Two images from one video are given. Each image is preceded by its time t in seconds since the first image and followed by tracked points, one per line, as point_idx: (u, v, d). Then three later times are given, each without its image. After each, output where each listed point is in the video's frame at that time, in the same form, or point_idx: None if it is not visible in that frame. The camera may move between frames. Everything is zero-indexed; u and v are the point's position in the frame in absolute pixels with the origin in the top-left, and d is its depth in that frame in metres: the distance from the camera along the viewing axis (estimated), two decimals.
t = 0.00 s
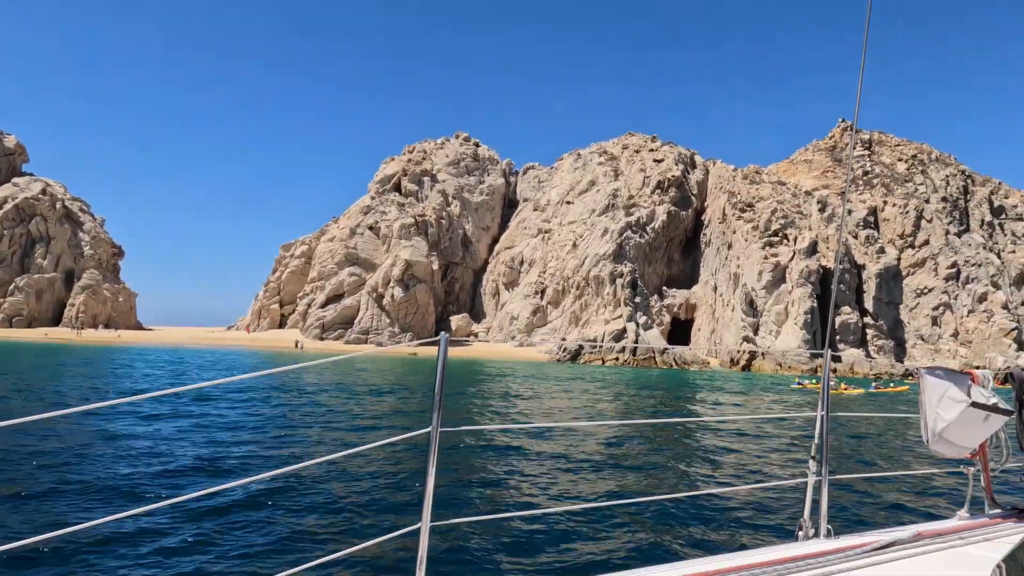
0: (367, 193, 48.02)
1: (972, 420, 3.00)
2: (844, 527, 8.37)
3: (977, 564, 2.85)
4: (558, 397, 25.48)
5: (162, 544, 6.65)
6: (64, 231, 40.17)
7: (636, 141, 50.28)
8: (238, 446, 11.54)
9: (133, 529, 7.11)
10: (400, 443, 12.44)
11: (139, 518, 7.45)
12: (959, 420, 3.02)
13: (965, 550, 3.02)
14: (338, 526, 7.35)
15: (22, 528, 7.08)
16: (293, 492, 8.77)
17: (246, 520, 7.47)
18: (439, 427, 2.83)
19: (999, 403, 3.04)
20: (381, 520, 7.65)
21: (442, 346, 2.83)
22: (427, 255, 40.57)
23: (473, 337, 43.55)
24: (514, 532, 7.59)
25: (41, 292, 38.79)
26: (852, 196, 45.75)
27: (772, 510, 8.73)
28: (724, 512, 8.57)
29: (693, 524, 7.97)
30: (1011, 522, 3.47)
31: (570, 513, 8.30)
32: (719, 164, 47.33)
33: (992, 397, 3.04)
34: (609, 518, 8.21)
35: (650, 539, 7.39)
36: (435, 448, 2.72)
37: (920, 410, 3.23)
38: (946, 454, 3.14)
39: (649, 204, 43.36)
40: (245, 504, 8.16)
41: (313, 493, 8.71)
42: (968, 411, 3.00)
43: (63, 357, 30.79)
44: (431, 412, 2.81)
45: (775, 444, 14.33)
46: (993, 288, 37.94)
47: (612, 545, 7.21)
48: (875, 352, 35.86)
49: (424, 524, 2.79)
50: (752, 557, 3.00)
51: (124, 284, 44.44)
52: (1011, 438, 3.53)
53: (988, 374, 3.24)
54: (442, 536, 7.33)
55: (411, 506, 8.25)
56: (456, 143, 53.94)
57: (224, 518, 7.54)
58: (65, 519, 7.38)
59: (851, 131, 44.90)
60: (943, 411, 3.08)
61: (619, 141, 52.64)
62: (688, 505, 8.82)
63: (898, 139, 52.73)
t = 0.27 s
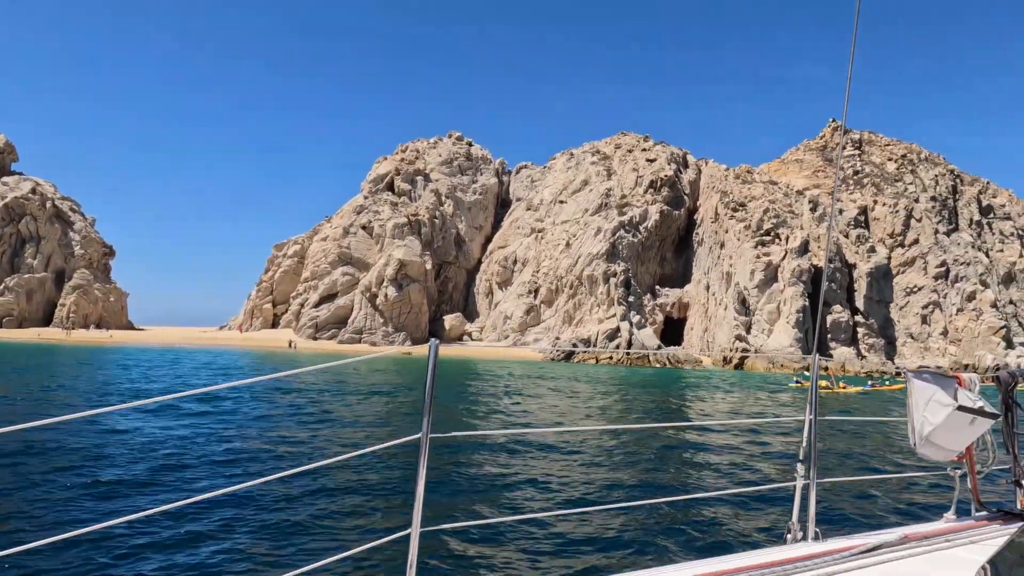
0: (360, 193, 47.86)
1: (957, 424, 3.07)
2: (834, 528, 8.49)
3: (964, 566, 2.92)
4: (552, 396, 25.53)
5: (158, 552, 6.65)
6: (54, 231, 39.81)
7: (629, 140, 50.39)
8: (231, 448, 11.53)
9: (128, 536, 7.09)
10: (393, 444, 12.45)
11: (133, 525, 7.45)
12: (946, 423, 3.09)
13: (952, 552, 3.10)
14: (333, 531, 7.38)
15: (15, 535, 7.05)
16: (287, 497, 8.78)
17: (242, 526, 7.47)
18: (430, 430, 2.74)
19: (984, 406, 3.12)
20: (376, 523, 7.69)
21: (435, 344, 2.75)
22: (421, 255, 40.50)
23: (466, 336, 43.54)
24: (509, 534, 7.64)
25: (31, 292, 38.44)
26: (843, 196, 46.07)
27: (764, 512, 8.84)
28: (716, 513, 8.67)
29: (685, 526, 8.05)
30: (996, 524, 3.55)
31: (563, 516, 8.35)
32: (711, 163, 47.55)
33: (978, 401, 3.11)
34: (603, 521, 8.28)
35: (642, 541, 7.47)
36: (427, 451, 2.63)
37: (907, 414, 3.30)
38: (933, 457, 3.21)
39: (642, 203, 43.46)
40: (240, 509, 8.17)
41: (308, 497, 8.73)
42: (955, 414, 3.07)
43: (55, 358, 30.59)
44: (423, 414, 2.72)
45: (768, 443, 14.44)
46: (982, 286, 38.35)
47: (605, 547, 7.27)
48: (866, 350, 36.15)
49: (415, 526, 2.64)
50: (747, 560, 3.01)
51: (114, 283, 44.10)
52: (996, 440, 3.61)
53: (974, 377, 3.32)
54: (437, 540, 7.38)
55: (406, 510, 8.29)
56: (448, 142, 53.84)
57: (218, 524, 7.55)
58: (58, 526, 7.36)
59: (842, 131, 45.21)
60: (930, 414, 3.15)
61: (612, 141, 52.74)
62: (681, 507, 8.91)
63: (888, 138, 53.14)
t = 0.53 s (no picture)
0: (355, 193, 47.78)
1: (948, 429, 3.13)
2: (827, 532, 8.58)
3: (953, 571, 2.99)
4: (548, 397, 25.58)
5: (156, 555, 6.64)
6: (47, 231, 39.60)
7: (624, 141, 50.54)
8: (226, 452, 11.49)
9: (125, 540, 7.08)
10: (388, 447, 12.46)
11: (129, 529, 7.43)
12: (936, 428, 3.16)
13: (941, 558, 3.16)
14: (330, 535, 7.39)
15: (11, 540, 7.03)
16: (284, 501, 8.78)
17: (239, 529, 7.48)
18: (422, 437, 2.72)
19: (974, 412, 3.18)
20: (373, 527, 7.71)
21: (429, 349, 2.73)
22: (416, 255, 40.50)
23: (462, 337, 43.55)
24: (505, 538, 7.67)
25: (24, 293, 38.23)
26: (836, 196, 46.37)
27: (759, 515, 8.93)
28: (711, 516, 8.74)
29: (681, 530, 8.11)
30: (984, 529, 3.62)
31: (559, 519, 8.40)
32: (705, 164, 47.76)
33: (968, 406, 3.18)
34: (599, 524, 8.33)
35: (638, 545, 7.53)
36: (420, 458, 2.60)
37: (897, 419, 3.36)
38: (923, 462, 3.27)
39: (637, 203, 43.57)
40: (237, 513, 8.17)
41: (304, 501, 8.73)
42: (944, 420, 3.14)
43: (48, 360, 30.41)
44: (415, 421, 2.71)
45: (762, 446, 14.54)
46: (973, 286, 38.65)
47: (602, 550, 7.33)
48: (860, 349, 36.41)
49: (406, 534, 2.66)
50: (739, 565, 3.03)
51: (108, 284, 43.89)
52: (986, 446, 3.69)
53: (964, 383, 3.39)
54: (434, 544, 7.41)
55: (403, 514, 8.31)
56: (443, 143, 53.85)
57: (215, 528, 7.54)
58: (54, 532, 7.34)
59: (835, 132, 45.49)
60: (920, 420, 3.22)
61: (606, 141, 52.89)
62: (676, 510, 8.97)
63: (881, 139, 53.53)
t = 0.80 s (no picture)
0: (351, 194, 47.71)
1: (938, 433, 3.18)
2: (822, 536, 8.65)
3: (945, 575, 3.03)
4: (545, 398, 25.63)
5: (154, 560, 6.64)
6: (41, 232, 39.40)
7: (619, 142, 50.69)
8: (221, 456, 11.47)
9: (122, 545, 7.08)
10: (383, 451, 12.46)
11: (126, 534, 7.42)
12: (926, 432, 3.21)
13: (932, 561, 3.22)
14: (328, 539, 7.41)
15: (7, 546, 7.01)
16: (281, 505, 8.79)
17: (237, 534, 7.49)
18: (412, 444, 2.70)
19: (964, 415, 3.24)
20: (371, 531, 7.73)
21: (417, 355, 2.71)
22: (413, 256, 40.51)
23: (458, 337, 43.59)
24: (502, 542, 7.71)
25: (18, 294, 38.04)
26: (830, 197, 46.61)
27: (753, 518, 9.00)
28: (707, 520, 8.82)
29: (676, 534, 8.18)
30: (976, 531, 3.68)
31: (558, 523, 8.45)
32: (701, 165, 47.94)
33: (958, 411, 3.23)
34: (595, 528, 8.38)
35: (633, 549, 7.58)
36: (409, 466, 2.59)
37: (888, 423, 3.42)
38: (914, 465, 3.32)
39: (633, 204, 43.67)
40: (234, 518, 8.17)
41: (301, 506, 8.74)
42: (934, 423, 3.18)
43: (40, 361, 30.21)
44: (405, 428, 2.69)
45: (758, 447, 14.63)
46: (967, 286, 38.91)
47: (598, 554, 7.38)
48: (855, 350, 36.63)
49: (397, 543, 2.67)
50: (733, 571, 3.05)
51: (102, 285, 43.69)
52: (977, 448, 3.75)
53: (953, 386, 3.44)
54: (432, 548, 7.44)
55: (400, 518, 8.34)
56: (439, 143, 53.81)
57: (213, 532, 7.55)
58: (51, 537, 7.32)
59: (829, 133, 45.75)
60: (910, 424, 3.27)
61: (602, 142, 53.01)
62: (672, 514, 9.03)
63: (874, 140, 53.87)
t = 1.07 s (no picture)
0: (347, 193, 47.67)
1: (928, 432, 3.25)
2: (817, 537, 8.73)
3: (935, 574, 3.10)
4: (542, 398, 25.70)
5: (151, 566, 6.67)
6: (36, 232, 39.26)
7: (616, 142, 50.78)
8: (218, 460, 11.49)
9: (119, 551, 7.11)
10: (381, 453, 12.50)
11: (123, 539, 7.45)
12: (917, 432, 3.27)
13: (922, 560, 3.28)
14: (325, 543, 7.45)
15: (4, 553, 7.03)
16: (278, 508, 8.83)
17: (233, 539, 7.53)
18: (406, 447, 2.73)
19: (954, 415, 3.31)
20: (368, 535, 7.78)
21: (411, 361, 2.76)
22: (410, 256, 40.52)
23: (455, 337, 43.61)
24: (498, 546, 7.77)
25: (13, 294, 37.90)
26: (826, 197, 46.82)
27: (749, 520, 9.08)
28: (702, 522, 8.89)
29: (672, 535, 8.25)
30: (966, 530, 3.76)
31: (555, 525, 8.52)
32: (697, 166, 48.07)
33: (948, 410, 3.30)
34: (591, 530, 8.44)
35: (630, 551, 7.64)
36: (403, 469, 2.63)
37: (880, 423, 3.48)
38: (905, 464, 3.39)
39: (630, 204, 43.76)
40: (231, 522, 8.21)
41: (298, 509, 8.78)
42: (925, 423, 3.26)
43: (35, 362, 30.11)
44: (398, 432, 2.71)
45: (755, 448, 14.71)
46: (961, 286, 39.13)
47: (594, 557, 7.44)
48: (850, 350, 36.82)
49: (391, 545, 2.71)
50: (727, 571, 3.11)
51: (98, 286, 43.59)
52: (966, 448, 3.83)
53: (943, 387, 3.51)
54: (429, 552, 7.49)
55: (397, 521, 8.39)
56: (436, 143, 53.78)
57: (210, 537, 7.58)
58: (48, 543, 7.35)
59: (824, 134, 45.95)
60: (902, 423, 3.34)
61: (598, 142, 53.10)
62: (668, 516, 9.10)
63: (869, 141, 54.13)
